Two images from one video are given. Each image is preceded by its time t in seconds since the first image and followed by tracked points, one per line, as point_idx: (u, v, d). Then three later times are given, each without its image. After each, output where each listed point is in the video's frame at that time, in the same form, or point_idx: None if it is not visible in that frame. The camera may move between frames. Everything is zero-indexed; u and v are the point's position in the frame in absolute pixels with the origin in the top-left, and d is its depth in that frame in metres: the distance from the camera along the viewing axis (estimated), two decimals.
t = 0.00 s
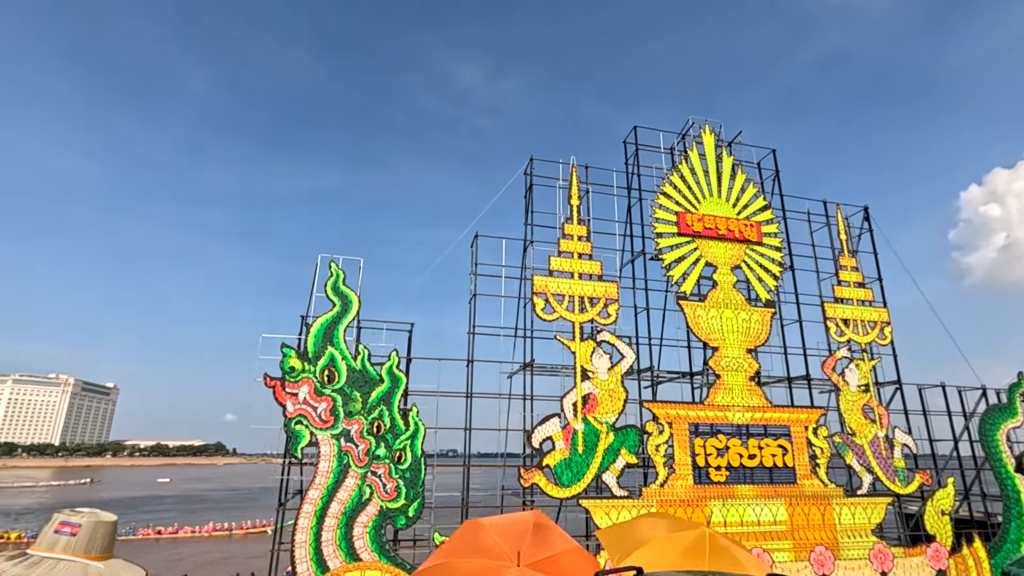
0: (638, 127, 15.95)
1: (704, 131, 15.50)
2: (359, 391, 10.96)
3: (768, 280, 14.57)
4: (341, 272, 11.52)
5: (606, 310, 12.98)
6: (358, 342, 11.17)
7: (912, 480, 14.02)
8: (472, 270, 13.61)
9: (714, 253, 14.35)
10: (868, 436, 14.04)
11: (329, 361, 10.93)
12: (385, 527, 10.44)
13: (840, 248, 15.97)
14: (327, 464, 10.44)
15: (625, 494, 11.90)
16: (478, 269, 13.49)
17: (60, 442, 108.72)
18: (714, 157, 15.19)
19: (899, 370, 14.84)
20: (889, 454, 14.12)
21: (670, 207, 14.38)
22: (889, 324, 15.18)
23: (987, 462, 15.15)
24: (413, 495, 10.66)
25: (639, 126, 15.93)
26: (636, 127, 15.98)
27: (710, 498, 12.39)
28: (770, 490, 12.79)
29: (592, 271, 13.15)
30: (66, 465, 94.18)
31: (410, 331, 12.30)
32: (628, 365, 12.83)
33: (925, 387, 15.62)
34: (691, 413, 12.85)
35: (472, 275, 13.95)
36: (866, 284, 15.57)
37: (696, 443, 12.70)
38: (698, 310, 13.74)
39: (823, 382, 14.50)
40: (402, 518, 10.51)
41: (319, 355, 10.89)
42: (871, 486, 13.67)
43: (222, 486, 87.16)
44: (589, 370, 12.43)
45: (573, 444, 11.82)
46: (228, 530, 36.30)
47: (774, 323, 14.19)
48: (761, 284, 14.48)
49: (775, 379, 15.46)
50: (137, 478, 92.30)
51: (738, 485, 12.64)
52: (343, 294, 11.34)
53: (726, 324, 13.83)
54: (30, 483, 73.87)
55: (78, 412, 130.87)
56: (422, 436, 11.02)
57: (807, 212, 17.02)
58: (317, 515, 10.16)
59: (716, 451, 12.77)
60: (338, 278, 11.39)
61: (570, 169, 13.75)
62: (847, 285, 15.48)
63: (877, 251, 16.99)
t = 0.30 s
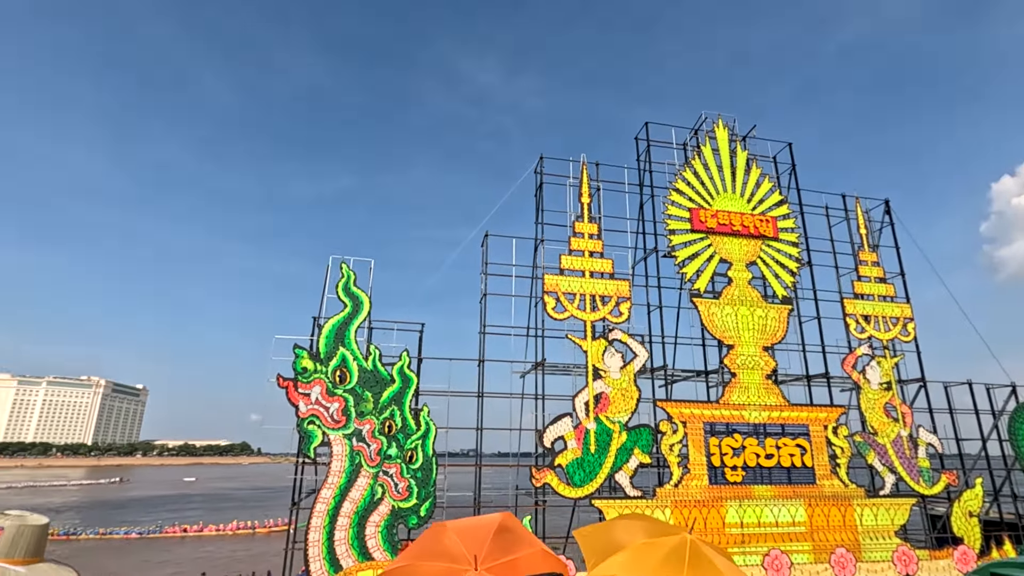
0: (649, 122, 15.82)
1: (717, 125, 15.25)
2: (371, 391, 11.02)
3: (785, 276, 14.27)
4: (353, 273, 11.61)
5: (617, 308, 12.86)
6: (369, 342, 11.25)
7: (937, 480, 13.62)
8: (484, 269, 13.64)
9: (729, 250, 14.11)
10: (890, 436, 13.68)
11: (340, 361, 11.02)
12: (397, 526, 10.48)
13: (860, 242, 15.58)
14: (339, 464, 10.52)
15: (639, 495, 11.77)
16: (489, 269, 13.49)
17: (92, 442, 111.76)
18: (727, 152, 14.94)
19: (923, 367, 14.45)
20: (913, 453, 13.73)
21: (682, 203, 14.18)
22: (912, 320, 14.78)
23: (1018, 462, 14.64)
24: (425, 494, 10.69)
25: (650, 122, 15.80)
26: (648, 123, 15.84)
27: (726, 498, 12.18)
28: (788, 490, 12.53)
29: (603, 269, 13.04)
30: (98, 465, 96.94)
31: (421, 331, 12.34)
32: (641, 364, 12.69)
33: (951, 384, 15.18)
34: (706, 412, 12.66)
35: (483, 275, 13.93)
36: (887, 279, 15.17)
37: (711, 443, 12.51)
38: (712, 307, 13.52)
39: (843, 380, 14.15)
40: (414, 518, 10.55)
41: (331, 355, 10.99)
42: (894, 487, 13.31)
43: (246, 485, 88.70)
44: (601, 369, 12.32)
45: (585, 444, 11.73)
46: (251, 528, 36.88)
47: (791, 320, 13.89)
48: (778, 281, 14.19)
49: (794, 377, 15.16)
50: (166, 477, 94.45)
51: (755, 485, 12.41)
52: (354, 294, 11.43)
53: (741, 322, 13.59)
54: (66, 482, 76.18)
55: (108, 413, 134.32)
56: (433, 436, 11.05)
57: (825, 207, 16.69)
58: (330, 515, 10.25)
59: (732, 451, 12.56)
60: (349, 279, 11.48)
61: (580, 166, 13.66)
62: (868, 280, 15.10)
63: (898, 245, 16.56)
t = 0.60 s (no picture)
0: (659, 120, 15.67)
1: (728, 122, 15.04)
2: (380, 393, 11.09)
3: (800, 274, 14.01)
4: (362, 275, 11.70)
5: (627, 308, 12.75)
6: (378, 344, 11.32)
7: (961, 482, 13.22)
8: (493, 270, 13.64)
9: (741, 247, 13.89)
10: (911, 436, 13.32)
11: (350, 363, 11.11)
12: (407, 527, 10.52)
13: (877, 238, 15.23)
14: (349, 465, 10.60)
15: (651, 496, 11.64)
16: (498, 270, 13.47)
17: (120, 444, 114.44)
18: (739, 148, 14.72)
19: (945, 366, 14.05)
20: (935, 454, 13.35)
21: (693, 201, 14.00)
22: (933, 317, 14.39)
23: None
24: (434, 495, 10.71)
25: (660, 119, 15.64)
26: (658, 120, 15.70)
27: (740, 500, 11.97)
28: (805, 492, 12.27)
29: (613, 269, 12.94)
30: (126, 466, 99.28)
31: (430, 333, 12.37)
32: (652, 364, 12.56)
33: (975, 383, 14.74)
34: (718, 412, 12.47)
35: (493, 276, 13.93)
36: (907, 275, 14.80)
37: (724, 444, 12.32)
38: (725, 306, 13.32)
39: (861, 379, 13.84)
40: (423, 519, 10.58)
41: (341, 357, 11.09)
42: (915, 488, 12.96)
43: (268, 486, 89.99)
44: (611, 370, 12.22)
45: (595, 445, 11.64)
46: (272, 528, 37.41)
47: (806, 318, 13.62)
48: (792, 278, 13.93)
49: (810, 376, 14.88)
50: (191, 478, 96.26)
51: (770, 487, 12.19)
52: (363, 296, 11.51)
53: (755, 321, 13.37)
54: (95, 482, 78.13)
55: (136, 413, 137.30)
56: (442, 437, 11.07)
57: (842, 203, 16.36)
58: (341, 515, 10.33)
59: (746, 451, 12.35)
60: (358, 281, 11.57)
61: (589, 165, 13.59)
62: (886, 276, 14.76)
63: (918, 240, 16.14)
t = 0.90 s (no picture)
0: (661, 120, 15.61)
1: (731, 121, 14.90)
2: (381, 396, 11.09)
3: (805, 274, 13.83)
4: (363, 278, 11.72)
5: (630, 310, 12.66)
6: (379, 347, 11.33)
7: (973, 486, 12.96)
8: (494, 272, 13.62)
9: (745, 248, 13.75)
10: (920, 439, 13.09)
11: (351, 367, 11.13)
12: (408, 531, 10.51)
13: (885, 238, 15.01)
14: (350, 468, 10.60)
15: (653, 500, 11.53)
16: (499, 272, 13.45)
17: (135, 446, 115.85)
18: (742, 148, 14.58)
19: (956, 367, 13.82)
20: (945, 457, 13.11)
21: (696, 201, 13.89)
22: (942, 318, 14.14)
23: None
24: (435, 499, 10.69)
25: (662, 120, 15.58)
26: (660, 121, 15.64)
27: (745, 504, 11.82)
28: (811, 496, 12.10)
29: (614, 271, 12.86)
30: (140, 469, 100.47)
31: (431, 336, 12.35)
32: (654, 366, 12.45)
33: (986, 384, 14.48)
34: (722, 415, 12.33)
35: (495, 279, 13.90)
36: (915, 275, 14.57)
37: (728, 447, 12.18)
38: (728, 307, 13.18)
39: (869, 381, 13.62)
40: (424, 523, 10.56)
41: (341, 361, 11.11)
42: (925, 492, 12.72)
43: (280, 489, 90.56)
44: (613, 372, 12.13)
45: (597, 448, 11.56)
46: (282, 531, 37.64)
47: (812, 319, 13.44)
48: (797, 279, 13.76)
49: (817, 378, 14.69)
50: (204, 480, 97.15)
51: (776, 491, 12.02)
52: (364, 300, 11.53)
53: (759, 322, 13.21)
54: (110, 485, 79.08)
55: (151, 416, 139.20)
56: (443, 440, 11.05)
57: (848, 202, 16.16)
58: (342, 519, 10.34)
59: (751, 455, 12.20)
60: (359, 285, 11.59)
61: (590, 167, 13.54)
62: (894, 276, 14.53)
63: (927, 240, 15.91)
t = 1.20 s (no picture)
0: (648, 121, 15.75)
1: (719, 121, 14.92)
2: (365, 394, 11.04)
3: (791, 274, 13.88)
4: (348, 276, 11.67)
5: (616, 309, 12.66)
6: (363, 346, 11.27)
7: (956, 485, 13.05)
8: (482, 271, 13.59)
9: (732, 248, 13.78)
10: (904, 439, 13.17)
11: (335, 365, 11.07)
12: (391, 530, 10.47)
13: (871, 239, 15.09)
14: (333, 467, 10.56)
15: (638, 499, 11.53)
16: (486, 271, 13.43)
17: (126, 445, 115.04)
18: (730, 148, 14.62)
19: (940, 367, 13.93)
20: (930, 457, 13.19)
21: (683, 201, 13.91)
22: (926, 318, 14.24)
23: None
24: (419, 498, 10.64)
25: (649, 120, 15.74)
26: (647, 121, 15.77)
27: (729, 503, 11.84)
28: (795, 495, 12.14)
29: (601, 270, 12.86)
30: (131, 468, 99.84)
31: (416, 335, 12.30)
32: (640, 365, 12.46)
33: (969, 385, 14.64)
34: (707, 414, 12.35)
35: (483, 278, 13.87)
36: (900, 276, 14.65)
37: (713, 446, 12.20)
38: (714, 307, 13.21)
39: (854, 381, 13.68)
40: (407, 522, 10.52)
41: (325, 359, 11.05)
42: (908, 492, 12.79)
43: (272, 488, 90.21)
44: (599, 371, 12.13)
45: (582, 447, 11.56)
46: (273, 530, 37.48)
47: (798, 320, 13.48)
48: (783, 279, 13.81)
49: (803, 378, 14.76)
50: (197, 479, 96.65)
51: (760, 490, 12.06)
52: (348, 298, 11.48)
53: (745, 321, 13.25)
54: (100, 484, 78.54)
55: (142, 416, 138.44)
56: (427, 439, 11.01)
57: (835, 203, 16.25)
58: (324, 518, 10.30)
59: (736, 454, 12.23)
60: (344, 283, 11.54)
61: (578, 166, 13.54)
62: (879, 277, 14.61)
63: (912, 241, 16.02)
